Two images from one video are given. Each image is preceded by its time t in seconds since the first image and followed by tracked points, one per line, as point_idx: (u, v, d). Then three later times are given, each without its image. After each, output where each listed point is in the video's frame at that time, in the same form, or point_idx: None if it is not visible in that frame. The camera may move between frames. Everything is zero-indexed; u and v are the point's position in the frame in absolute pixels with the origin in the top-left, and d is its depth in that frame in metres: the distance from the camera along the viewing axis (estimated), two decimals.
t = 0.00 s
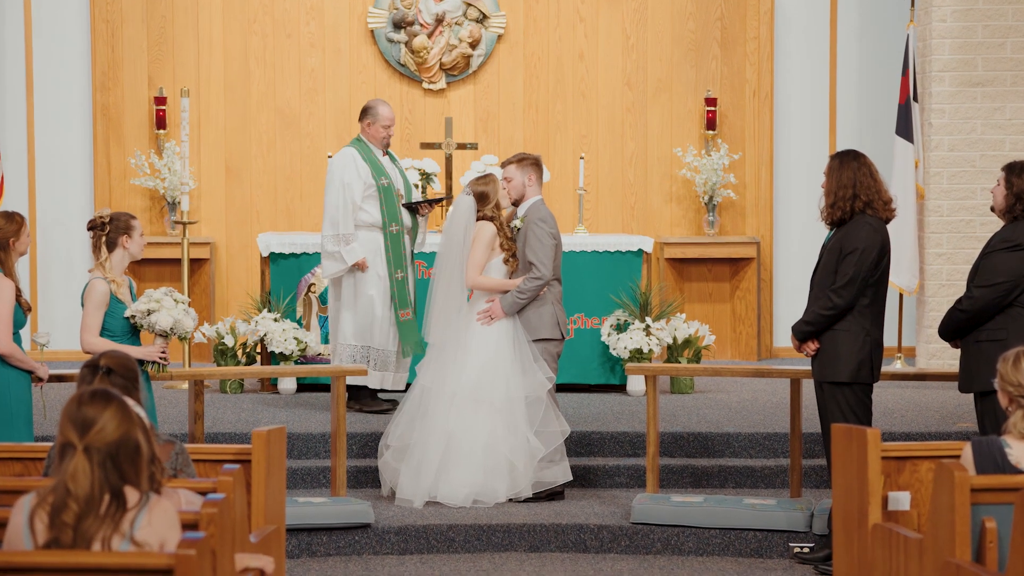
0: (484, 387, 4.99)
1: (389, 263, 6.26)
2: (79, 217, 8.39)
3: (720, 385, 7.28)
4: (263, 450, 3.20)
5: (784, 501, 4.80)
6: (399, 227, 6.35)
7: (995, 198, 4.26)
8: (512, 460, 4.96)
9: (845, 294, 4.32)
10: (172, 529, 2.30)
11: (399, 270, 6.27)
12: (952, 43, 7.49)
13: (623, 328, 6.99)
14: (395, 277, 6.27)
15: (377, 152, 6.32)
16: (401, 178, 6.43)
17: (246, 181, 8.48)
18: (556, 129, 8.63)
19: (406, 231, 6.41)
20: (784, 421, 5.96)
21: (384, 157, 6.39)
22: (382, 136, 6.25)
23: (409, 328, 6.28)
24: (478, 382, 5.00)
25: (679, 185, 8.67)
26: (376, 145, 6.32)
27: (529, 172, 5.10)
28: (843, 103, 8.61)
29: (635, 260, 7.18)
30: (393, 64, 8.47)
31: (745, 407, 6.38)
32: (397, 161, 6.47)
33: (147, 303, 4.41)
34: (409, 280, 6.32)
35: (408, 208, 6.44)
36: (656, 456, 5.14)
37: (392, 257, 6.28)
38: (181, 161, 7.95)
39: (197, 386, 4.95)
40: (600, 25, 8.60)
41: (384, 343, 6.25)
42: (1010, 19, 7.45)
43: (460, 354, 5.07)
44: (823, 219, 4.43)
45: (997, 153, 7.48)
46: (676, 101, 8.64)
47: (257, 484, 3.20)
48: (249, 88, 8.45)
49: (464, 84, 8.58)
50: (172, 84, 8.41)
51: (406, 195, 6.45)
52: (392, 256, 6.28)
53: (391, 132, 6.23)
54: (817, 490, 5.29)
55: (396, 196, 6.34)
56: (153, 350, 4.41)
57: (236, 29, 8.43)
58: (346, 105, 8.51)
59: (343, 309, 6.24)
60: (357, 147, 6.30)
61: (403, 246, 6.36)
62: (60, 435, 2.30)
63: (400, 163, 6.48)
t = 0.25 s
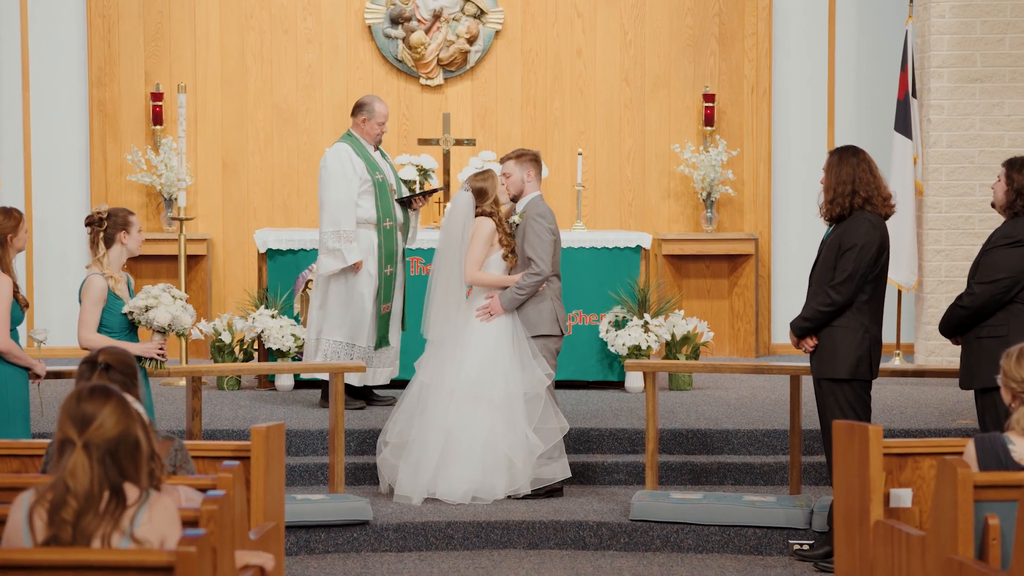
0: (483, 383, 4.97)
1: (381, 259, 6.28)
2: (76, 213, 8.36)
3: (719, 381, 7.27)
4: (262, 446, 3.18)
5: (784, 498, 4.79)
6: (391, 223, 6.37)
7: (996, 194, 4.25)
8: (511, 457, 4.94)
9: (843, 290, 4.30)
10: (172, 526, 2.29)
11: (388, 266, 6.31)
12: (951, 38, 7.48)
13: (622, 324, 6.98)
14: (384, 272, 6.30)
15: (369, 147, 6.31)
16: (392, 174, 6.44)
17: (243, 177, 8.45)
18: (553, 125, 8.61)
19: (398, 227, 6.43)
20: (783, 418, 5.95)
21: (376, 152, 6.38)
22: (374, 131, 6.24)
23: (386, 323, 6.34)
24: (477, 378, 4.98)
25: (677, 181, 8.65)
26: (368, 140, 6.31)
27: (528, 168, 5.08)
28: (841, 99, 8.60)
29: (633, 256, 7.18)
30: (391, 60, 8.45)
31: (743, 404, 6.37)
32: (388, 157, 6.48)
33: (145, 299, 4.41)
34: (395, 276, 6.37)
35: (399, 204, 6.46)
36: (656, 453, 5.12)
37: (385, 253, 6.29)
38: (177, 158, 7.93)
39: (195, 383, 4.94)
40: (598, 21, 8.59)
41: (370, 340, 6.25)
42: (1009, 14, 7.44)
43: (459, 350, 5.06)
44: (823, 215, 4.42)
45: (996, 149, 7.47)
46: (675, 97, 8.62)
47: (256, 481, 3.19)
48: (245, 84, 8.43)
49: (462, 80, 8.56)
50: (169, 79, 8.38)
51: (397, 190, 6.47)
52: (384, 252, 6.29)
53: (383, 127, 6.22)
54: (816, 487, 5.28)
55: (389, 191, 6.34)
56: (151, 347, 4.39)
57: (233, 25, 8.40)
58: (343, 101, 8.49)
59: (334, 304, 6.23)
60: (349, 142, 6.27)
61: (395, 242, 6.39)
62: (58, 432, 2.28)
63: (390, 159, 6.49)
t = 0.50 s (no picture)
0: (482, 380, 4.96)
1: (373, 257, 6.25)
2: (71, 210, 8.34)
3: (716, 378, 7.26)
4: (262, 444, 3.16)
5: (783, 495, 4.79)
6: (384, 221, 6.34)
7: (997, 191, 4.24)
8: (510, 455, 4.93)
9: (841, 288, 4.30)
10: (175, 525, 2.27)
11: (378, 263, 6.25)
12: (949, 35, 7.48)
13: (619, 322, 6.98)
14: (375, 270, 6.26)
15: (363, 144, 6.29)
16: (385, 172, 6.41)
17: (240, 173, 8.43)
18: (550, 122, 8.60)
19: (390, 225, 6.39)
20: (781, 415, 5.94)
21: (369, 149, 6.36)
22: (369, 128, 6.22)
23: (379, 322, 6.28)
24: (475, 375, 4.97)
25: (674, 178, 8.65)
26: (361, 137, 6.29)
27: (526, 165, 5.06)
28: (839, 96, 8.59)
29: (631, 253, 7.16)
30: (387, 56, 8.43)
31: (741, 401, 6.37)
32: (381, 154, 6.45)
33: (143, 296, 4.43)
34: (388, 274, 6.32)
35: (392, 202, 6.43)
36: (654, 451, 5.12)
37: (376, 250, 6.27)
38: (173, 154, 7.90)
39: (193, 380, 4.92)
40: (595, 17, 8.57)
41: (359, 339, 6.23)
42: (1007, 11, 7.43)
43: (457, 348, 5.05)
44: (823, 212, 4.41)
45: (994, 146, 7.48)
46: (672, 94, 8.61)
47: (257, 478, 3.18)
48: (242, 80, 8.40)
49: (459, 77, 8.55)
50: (165, 76, 8.35)
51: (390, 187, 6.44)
52: (377, 250, 6.27)
53: (379, 124, 6.19)
54: (815, 484, 5.28)
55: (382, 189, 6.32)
56: (149, 344, 4.37)
57: (230, 21, 8.38)
58: (340, 97, 8.46)
59: (326, 303, 6.20)
60: (342, 138, 6.25)
61: (387, 239, 6.36)
62: (59, 430, 2.26)
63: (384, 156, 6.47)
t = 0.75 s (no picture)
0: (480, 378, 4.95)
1: (369, 255, 6.22)
2: (66, 207, 8.30)
3: (713, 375, 7.26)
4: (263, 443, 3.14)
5: (782, 493, 4.79)
6: (381, 218, 6.31)
7: (997, 188, 4.24)
8: (508, 453, 4.92)
9: (841, 285, 4.29)
10: (178, 525, 2.26)
11: (376, 261, 6.23)
12: (946, 32, 7.48)
13: (617, 319, 6.99)
14: (371, 268, 6.23)
15: (358, 141, 6.26)
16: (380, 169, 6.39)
17: (236, 170, 8.40)
18: (546, 120, 8.58)
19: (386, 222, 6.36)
20: (779, 413, 5.94)
21: (364, 147, 6.33)
22: (365, 125, 6.20)
23: (379, 321, 6.25)
24: (473, 373, 4.96)
25: (671, 175, 8.64)
26: (356, 135, 6.27)
27: (525, 163, 5.05)
28: (835, 93, 8.59)
29: (628, 250, 7.15)
30: (383, 53, 8.41)
31: (739, 398, 6.37)
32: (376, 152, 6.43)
33: (141, 294, 4.41)
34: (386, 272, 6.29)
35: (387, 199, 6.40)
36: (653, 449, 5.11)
37: (373, 248, 6.24)
38: (169, 151, 7.87)
39: (190, 378, 4.90)
40: (592, 14, 8.56)
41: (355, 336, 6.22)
42: (1004, 8, 7.44)
43: (455, 346, 5.03)
44: (823, 210, 4.40)
45: (991, 144, 7.48)
46: (668, 91, 8.60)
47: (257, 476, 3.16)
48: (237, 77, 8.37)
49: (455, 74, 8.53)
50: (160, 72, 8.32)
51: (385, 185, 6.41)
52: (372, 248, 6.24)
53: (375, 121, 6.17)
54: (813, 482, 5.28)
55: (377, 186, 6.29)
56: (147, 342, 4.35)
57: (225, 17, 8.35)
58: (336, 94, 8.44)
59: (323, 302, 6.18)
60: (337, 136, 6.22)
61: (383, 237, 6.33)
62: (62, 430, 2.24)
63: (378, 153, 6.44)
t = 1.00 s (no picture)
0: (477, 377, 4.94)
1: (369, 252, 6.18)
2: (60, 205, 8.26)
3: (709, 374, 7.26)
4: (263, 443, 3.12)
5: (780, 492, 4.79)
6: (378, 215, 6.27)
7: (996, 186, 4.24)
8: (505, 451, 4.91)
9: (840, 283, 4.28)
10: (181, 525, 2.25)
11: (376, 258, 6.18)
12: (942, 30, 7.48)
13: (613, 317, 6.97)
14: (375, 265, 6.19)
15: (353, 139, 6.23)
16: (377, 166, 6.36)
17: (230, 168, 8.37)
18: (542, 117, 8.57)
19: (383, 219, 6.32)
20: (776, 411, 5.94)
21: (359, 144, 6.29)
22: (361, 122, 6.18)
23: (386, 318, 6.21)
24: (470, 372, 4.95)
25: (666, 173, 8.63)
26: (351, 132, 6.24)
27: (522, 160, 5.05)
28: (831, 91, 8.59)
29: (625, 248, 7.13)
30: (379, 51, 8.38)
31: (735, 397, 6.37)
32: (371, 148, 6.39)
33: (138, 292, 4.37)
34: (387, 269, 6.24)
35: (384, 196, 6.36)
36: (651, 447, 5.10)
37: (372, 245, 6.19)
38: (163, 148, 7.83)
39: (186, 376, 4.88)
40: (588, 12, 8.55)
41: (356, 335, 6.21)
42: (1000, 6, 7.44)
43: (452, 344, 5.02)
44: (821, 208, 4.40)
45: (987, 142, 7.49)
46: (664, 89, 8.60)
47: (257, 475, 3.15)
48: (232, 75, 8.34)
49: (450, 72, 8.51)
50: (155, 70, 8.30)
51: (382, 182, 6.37)
52: (371, 245, 6.20)
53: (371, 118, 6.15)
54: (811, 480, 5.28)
55: (374, 183, 6.25)
56: (144, 340, 4.33)
57: (220, 15, 8.32)
58: (331, 91, 8.41)
59: (320, 301, 6.17)
60: (332, 134, 6.20)
61: (382, 234, 6.29)
62: (64, 429, 2.22)
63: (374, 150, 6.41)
